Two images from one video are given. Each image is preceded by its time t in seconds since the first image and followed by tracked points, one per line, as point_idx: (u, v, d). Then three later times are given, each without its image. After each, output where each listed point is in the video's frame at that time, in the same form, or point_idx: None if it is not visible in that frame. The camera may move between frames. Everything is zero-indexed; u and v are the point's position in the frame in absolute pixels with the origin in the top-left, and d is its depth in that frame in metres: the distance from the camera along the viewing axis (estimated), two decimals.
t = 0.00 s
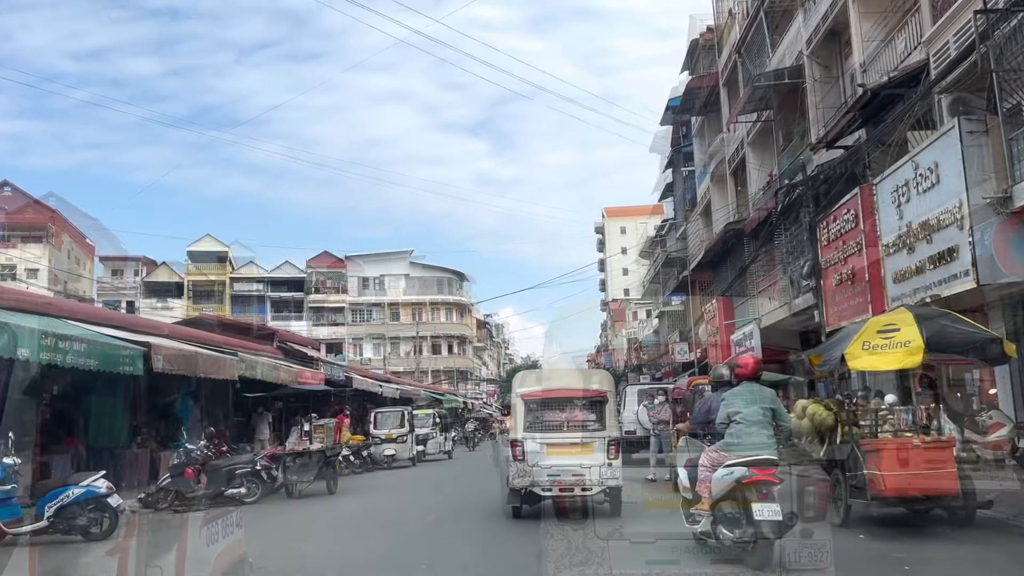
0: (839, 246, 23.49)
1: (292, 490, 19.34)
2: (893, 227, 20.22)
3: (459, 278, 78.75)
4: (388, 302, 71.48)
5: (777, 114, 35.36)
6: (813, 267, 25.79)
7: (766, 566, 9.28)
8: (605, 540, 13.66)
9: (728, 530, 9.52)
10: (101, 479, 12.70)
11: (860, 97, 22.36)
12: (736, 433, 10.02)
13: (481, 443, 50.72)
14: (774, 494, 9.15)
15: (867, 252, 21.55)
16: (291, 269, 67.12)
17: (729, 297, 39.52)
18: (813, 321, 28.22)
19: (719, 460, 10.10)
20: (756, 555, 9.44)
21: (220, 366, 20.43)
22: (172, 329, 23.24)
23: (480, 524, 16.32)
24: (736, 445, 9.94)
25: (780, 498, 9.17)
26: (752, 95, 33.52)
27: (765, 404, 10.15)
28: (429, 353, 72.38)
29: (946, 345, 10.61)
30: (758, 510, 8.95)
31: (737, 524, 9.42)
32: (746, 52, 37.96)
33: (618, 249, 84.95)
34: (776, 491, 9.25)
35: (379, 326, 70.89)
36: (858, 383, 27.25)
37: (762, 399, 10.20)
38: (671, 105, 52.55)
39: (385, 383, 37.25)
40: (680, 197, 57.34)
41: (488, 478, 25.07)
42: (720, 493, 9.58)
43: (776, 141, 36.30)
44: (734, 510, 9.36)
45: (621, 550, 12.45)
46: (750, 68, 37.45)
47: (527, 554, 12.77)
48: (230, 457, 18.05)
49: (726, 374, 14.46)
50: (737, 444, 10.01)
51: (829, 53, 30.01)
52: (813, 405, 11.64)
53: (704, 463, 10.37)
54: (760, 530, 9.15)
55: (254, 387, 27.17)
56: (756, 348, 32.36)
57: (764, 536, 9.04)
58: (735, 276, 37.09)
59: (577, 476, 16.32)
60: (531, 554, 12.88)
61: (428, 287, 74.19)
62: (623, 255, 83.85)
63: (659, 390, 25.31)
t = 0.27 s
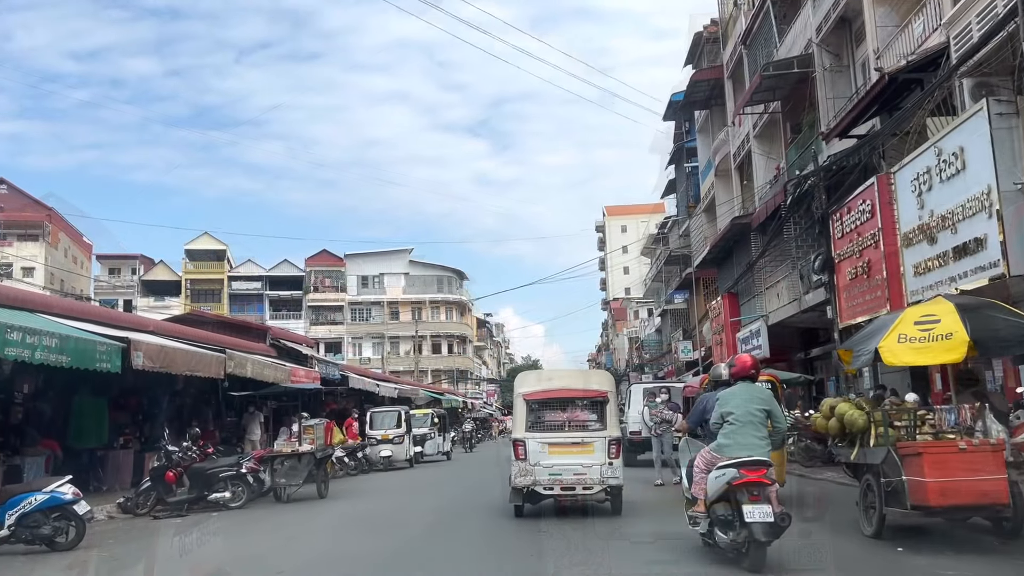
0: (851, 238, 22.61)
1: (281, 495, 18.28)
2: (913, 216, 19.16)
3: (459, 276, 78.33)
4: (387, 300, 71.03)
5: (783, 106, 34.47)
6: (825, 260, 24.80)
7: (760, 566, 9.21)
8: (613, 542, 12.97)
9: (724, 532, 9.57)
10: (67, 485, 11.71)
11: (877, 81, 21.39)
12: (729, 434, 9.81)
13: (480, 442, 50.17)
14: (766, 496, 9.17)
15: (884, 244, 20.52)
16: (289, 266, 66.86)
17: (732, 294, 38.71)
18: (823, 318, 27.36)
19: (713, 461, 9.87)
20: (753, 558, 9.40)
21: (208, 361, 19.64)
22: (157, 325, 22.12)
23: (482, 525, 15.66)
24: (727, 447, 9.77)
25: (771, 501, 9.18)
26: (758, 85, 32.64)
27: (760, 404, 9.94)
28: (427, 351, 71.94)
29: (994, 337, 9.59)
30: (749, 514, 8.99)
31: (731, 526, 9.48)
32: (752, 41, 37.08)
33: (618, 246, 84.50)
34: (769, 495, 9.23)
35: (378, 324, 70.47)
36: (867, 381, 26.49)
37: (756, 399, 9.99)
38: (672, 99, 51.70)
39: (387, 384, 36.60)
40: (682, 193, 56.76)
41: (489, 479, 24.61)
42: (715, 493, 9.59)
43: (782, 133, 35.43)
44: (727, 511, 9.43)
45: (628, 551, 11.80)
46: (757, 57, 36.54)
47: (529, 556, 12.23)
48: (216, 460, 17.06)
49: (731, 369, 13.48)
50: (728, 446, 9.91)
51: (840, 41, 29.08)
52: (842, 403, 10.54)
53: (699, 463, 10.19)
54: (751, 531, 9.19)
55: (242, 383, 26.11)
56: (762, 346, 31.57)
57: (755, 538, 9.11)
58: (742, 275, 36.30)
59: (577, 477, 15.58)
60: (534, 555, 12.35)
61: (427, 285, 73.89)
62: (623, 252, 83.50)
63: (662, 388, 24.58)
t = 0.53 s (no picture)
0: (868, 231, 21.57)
1: (268, 500, 17.23)
2: (937, 205, 18.14)
3: (460, 276, 77.49)
4: (387, 298, 70.24)
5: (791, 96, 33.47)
6: (840, 253, 23.80)
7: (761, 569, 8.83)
8: (613, 539, 12.67)
9: (723, 534, 9.16)
10: (26, 492, 10.79)
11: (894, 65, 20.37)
12: (723, 436, 9.31)
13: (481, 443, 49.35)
14: (764, 496, 8.76)
15: (904, 235, 19.49)
16: (287, 265, 66.28)
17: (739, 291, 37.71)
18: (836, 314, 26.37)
19: (711, 463, 9.45)
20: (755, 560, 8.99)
21: (193, 358, 18.64)
22: (140, 321, 21.09)
23: (482, 526, 15.04)
24: (722, 450, 9.32)
25: (770, 501, 8.77)
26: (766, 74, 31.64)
27: (755, 403, 9.39)
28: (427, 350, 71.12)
29: None
30: (746, 516, 8.58)
31: (731, 528, 9.08)
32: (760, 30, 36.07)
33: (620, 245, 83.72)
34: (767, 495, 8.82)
35: (377, 324, 69.71)
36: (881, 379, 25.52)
37: (751, 397, 9.44)
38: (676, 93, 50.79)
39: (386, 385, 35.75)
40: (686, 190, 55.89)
41: (491, 480, 23.79)
42: (712, 495, 9.21)
43: (791, 125, 34.46)
44: (726, 514, 9.04)
45: (630, 551, 11.42)
46: (765, 46, 35.52)
47: (529, 554, 11.92)
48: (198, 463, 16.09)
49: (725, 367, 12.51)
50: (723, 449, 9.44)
51: (852, 28, 28.07)
52: (879, 400, 9.55)
53: (697, 465, 9.76)
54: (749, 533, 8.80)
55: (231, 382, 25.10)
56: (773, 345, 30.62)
57: (754, 539, 8.71)
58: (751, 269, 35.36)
59: (580, 477, 14.67)
60: (534, 552, 12.05)
61: (427, 284, 73.16)
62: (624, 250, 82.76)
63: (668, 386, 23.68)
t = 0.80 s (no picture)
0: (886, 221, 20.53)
1: (252, 504, 16.19)
2: (964, 192, 17.11)
3: (460, 274, 76.58)
4: (386, 297, 69.35)
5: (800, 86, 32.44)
6: (856, 246, 22.78)
7: (765, 572, 8.42)
8: (619, 541, 11.81)
9: (723, 536, 8.80)
10: None
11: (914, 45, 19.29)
12: (719, 437, 8.85)
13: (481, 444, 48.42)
14: (764, 496, 8.35)
15: (926, 226, 18.45)
16: (286, 263, 65.49)
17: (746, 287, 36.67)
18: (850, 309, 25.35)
19: (707, 464, 9.06)
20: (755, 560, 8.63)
21: (174, 355, 17.64)
22: (122, 316, 20.09)
23: (482, 529, 14.06)
24: (719, 452, 8.91)
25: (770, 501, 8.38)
26: (774, 62, 30.59)
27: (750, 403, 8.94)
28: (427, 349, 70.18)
29: None
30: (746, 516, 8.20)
31: (730, 528, 8.69)
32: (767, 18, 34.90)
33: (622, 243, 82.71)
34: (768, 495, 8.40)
35: (376, 322, 68.84)
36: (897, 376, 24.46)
37: (746, 395, 8.97)
38: (679, 87, 49.74)
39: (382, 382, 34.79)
40: (690, 185, 54.86)
41: (493, 482, 22.74)
42: (711, 497, 8.81)
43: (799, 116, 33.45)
44: (725, 516, 8.66)
45: (638, 553, 10.54)
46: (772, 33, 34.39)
47: (530, 557, 11.01)
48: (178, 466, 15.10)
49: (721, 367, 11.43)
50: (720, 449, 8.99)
51: (865, 14, 27.04)
52: (926, 399, 8.50)
53: (693, 467, 9.36)
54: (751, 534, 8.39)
55: (219, 380, 24.05)
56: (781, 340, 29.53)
57: (755, 540, 8.33)
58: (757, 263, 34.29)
59: (583, 476, 13.62)
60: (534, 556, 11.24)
61: (426, 282, 72.25)
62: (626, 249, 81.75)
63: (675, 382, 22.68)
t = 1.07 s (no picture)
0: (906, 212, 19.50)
1: (235, 510, 15.21)
2: (993, 177, 16.08)
3: (460, 273, 75.69)
4: (386, 296, 68.47)
5: (810, 76, 31.43)
6: (872, 238, 21.77)
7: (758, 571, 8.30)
8: (630, 545, 10.78)
9: (715, 534, 8.68)
10: None
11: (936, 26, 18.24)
12: (714, 437, 8.70)
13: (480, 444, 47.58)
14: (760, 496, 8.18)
15: (949, 215, 17.47)
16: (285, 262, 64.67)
17: (752, 284, 35.63)
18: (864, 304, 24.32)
19: (701, 463, 8.87)
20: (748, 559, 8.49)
21: (155, 351, 16.64)
22: (102, 312, 19.11)
23: (480, 532, 13.01)
24: (713, 451, 8.72)
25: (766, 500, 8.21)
26: (782, 51, 29.62)
27: (743, 402, 8.79)
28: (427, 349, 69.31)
29: None
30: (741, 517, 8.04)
31: (723, 527, 8.58)
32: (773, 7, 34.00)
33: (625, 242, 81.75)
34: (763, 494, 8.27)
35: (375, 321, 67.96)
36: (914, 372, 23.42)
37: (740, 396, 8.85)
38: (684, 81, 48.76)
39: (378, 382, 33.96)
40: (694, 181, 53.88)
41: (488, 485, 21.56)
42: (703, 497, 8.67)
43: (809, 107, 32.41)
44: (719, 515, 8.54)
45: (653, 563, 9.50)
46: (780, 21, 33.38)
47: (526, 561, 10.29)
48: (155, 470, 14.13)
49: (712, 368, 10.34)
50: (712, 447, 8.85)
51: None
52: (986, 398, 7.51)
53: (684, 465, 9.13)
54: (745, 533, 8.27)
55: (205, 378, 23.09)
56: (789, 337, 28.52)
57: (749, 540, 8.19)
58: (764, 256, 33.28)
59: (586, 476, 12.60)
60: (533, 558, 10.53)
61: (426, 281, 71.32)
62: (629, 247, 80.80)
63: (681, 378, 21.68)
